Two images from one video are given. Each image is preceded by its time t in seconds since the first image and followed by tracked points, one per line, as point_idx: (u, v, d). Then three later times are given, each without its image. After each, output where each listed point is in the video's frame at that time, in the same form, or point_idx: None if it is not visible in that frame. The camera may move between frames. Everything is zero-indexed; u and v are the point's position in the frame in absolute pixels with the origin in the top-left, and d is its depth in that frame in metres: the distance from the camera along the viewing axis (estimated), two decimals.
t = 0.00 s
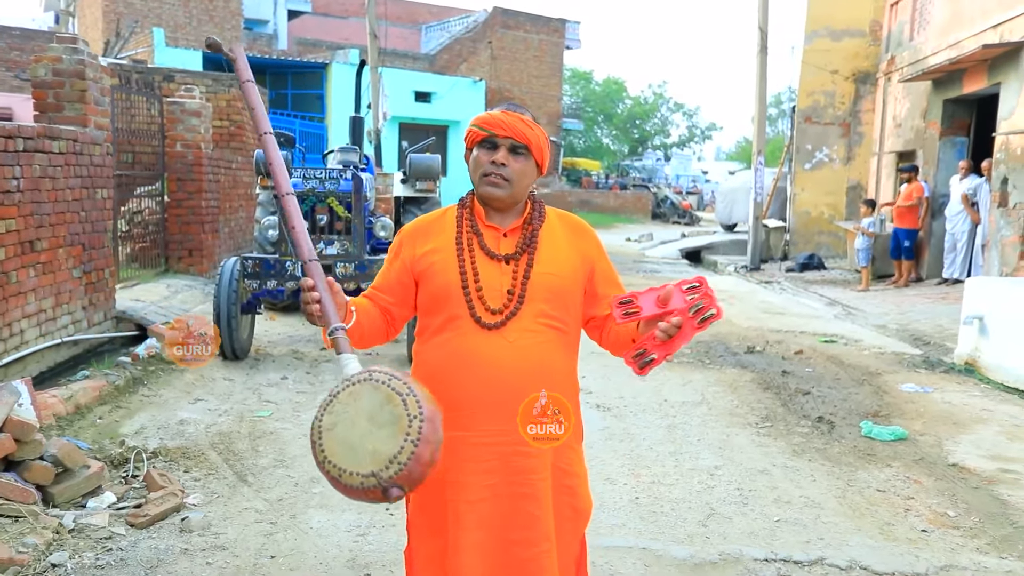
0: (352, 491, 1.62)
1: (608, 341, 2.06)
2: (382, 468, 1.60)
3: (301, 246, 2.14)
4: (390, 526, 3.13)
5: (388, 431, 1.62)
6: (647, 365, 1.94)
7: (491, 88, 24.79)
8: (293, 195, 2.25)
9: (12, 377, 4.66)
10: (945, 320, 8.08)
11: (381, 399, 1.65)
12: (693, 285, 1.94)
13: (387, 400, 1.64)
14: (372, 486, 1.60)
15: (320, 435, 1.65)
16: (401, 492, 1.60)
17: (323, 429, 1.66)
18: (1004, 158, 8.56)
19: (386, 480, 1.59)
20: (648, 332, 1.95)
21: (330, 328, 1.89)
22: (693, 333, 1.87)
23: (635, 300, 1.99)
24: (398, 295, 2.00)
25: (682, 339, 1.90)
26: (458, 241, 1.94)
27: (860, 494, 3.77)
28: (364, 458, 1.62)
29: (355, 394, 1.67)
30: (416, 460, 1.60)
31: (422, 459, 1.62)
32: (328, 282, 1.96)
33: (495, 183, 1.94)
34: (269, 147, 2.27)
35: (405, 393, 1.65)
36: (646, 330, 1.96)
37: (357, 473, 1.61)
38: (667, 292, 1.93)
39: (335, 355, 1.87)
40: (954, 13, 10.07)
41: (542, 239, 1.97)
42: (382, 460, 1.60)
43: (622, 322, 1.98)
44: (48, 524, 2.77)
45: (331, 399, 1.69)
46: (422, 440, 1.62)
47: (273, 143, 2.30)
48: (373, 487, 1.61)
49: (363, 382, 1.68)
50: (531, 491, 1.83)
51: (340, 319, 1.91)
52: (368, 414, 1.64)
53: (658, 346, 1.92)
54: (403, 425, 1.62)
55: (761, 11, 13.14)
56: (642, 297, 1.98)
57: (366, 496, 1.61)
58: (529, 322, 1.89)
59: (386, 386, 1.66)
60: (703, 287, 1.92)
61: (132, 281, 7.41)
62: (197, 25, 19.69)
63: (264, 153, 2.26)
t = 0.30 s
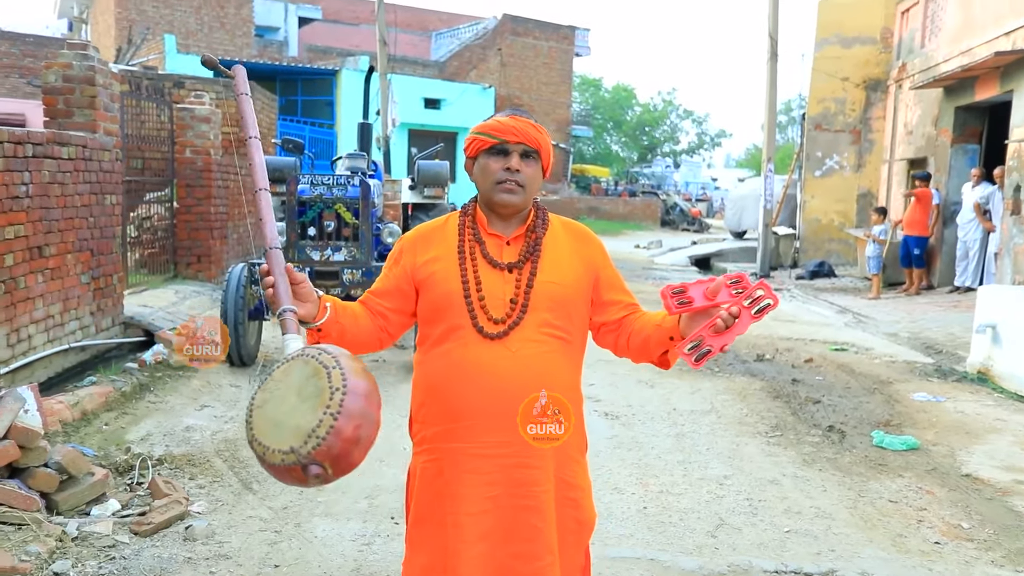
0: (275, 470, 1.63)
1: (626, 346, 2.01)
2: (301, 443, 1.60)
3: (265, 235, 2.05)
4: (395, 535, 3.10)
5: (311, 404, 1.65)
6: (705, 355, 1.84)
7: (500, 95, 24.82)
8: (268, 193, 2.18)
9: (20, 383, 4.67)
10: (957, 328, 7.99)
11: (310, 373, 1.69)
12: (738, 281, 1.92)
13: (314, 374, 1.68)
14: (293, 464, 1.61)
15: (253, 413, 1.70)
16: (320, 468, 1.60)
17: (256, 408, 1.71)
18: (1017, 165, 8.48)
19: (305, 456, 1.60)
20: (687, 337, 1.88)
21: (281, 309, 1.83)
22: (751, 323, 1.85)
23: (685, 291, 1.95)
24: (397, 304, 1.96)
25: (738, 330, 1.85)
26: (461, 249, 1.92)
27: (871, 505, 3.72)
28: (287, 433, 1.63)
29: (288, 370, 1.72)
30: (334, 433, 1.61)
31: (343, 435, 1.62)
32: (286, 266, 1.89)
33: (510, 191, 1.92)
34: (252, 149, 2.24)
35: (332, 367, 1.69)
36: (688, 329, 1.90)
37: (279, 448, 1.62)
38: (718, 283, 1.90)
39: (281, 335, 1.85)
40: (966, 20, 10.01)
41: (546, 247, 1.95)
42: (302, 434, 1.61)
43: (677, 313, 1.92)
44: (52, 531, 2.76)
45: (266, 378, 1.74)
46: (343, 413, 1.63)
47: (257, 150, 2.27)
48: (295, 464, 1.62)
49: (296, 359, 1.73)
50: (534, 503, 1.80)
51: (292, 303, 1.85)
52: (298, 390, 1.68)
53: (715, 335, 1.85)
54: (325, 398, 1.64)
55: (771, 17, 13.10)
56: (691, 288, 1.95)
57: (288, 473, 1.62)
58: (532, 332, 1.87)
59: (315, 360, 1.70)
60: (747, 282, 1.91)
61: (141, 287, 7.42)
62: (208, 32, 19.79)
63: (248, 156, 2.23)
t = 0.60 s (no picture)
0: (223, 455, 1.58)
1: (638, 354, 1.95)
2: (250, 428, 1.55)
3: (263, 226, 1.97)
4: (402, 549, 3.07)
5: (265, 389, 1.59)
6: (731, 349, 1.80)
7: (508, 104, 24.87)
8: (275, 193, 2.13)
9: (28, 395, 4.67)
10: (971, 335, 7.91)
11: (270, 359, 1.64)
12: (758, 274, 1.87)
13: (274, 359, 1.63)
14: (239, 449, 1.55)
15: (212, 397, 1.66)
16: (265, 455, 1.54)
17: (216, 394, 1.67)
18: None
19: (251, 441, 1.54)
20: (711, 331, 1.82)
21: (261, 300, 1.78)
22: (775, 312, 1.80)
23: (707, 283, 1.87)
24: (401, 317, 1.93)
25: (763, 320, 1.81)
26: (463, 261, 1.89)
27: (886, 516, 3.66)
28: (238, 419, 1.58)
29: (251, 355, 1.67)
30: (282, 419, 1.55)
31: (292, 424, 1.56)
32: (277, 263, 1.85)
33: (512, 201, 1.90)
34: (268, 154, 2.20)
35: (292, 354, 1.64)
36: (709, 324, 1.84)
37: (228, 433, 1.57)
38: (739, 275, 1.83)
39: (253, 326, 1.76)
40: (976, 25, 9.94)
41: (550, 257, 1.92)
42: (252, 419, 1.56)
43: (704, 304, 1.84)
44: (56, 546, 2.74)
45: (231, 363, 1.70)
46: (294, 401, 1.57)
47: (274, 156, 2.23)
48: (242, 450, 1.56)
49: (261, 345, 1.69)
50: (540, 520, 1.76)
51: (272, 294, 1.80)
52: (256, 375, 1.63)
53: (742, 325, 1.80)
54: (279, 383, 1.59)
55: (779, 24, 13.07)
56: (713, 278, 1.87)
57: (235, 459, 1.57)
58: (536, 344, 1.83)
59: (277, 347, 1.66)
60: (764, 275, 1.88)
61: (150, 298, 7.43)
62: (218, 44, 19.94)
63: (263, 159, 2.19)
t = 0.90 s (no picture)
0: (184, 419, 1.58)
1: (645, 351, 1.90)
2: (212, 393, 1.55)
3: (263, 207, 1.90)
4: (400, 550, 3.04)
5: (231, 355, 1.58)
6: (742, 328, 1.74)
7: (512, 103, 24.85)
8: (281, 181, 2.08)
9: (27, 394, 4.65)
10: (975, 336, 7.86)
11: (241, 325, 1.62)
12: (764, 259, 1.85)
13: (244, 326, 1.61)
14: (200, 414, 1.56)
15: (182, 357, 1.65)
16: (224, 422, 1.54)
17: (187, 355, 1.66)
18: None
19: (212, 407, 1.55)
20: (718, 312, 1.78)
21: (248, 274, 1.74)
22: (786, 289, 1.77)
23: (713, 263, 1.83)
24: (396, 316, 1.90)
25: (773, 298, 1.77)
26: (459, 260, 1.86)
27: (889, 518, 3.62)
28: (201, 383, 1.58)
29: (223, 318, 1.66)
30: (245, 388, 1.55)
31: (255, 392, 1.56)
32: (271, 242, 1.82)
33: (503, 199, 1.87)
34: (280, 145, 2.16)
35: (264, 322, 1.62)
36: (715, 307, 1.80)
37: (190, 397, 1.57)
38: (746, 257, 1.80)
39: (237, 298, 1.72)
40: (982, 23, 9.88)
41: (549, 256, 1.89)
42: (215, 385, 1.55)
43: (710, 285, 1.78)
44: (51, 546, 2.72)
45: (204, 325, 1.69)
46: (260, 369, 1.57)
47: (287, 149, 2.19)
48: (203, 416, 1.56)
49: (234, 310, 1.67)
50: (538, 525, 1.73)
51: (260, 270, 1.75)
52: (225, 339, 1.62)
53: (751, 304, 1.76)
54: (246, 351, 1.58)
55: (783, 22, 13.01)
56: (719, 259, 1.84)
57: (195, 424, 1.57)
58: (535, 345, 1.80)
59: (251, 313, 1.64)
60: (771, 260, 1.85)
61: (151, 296, 7.42)
62: (221, 42, 19.92)
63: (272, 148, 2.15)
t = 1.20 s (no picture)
0: (177, 410, 1.54)
1: (649, 351, 1.88)
2: (204, 381, 1.51)
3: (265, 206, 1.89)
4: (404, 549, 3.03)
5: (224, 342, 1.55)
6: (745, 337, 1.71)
7: (517, 100, 24.82)
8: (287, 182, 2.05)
9: (32, 392, 4.66)
10: (983, 333, 7.81)
11: (237, 314, 1.60)
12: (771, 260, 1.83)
13: (239, 313, 1.58)
14: (192, 404, 1.52)
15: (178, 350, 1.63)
16: (215, 411, 1.50)
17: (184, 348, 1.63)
18: None
19: (204, 394, 1.50)
20: (722, 319, 1.75)
21: (249, 269, 1.72)
22: (791, 297, 1.75)
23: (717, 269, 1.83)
24: (397, 316, 1.88)
25: (779, 305, 1.73)
26: (460, 259, 1.85)
27: (896, 517, 3.59)
28: (195, 372, 1.54)
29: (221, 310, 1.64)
30: (238, 374, 1.51)
31: (248, 379, 1.52)
32: (274, 241, 1.80)
33: (506, 197, 1.85)
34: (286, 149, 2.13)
35: (259, 310, 1.59)
36: (720, 314, 1.77)
37: (183, 387, 1.54)
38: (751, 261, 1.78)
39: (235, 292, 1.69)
40: (990, 18, 9.80)
41: (551, 255, 1.87)
42: (207, 372, 1.52)
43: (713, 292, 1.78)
44: (54, 545, 2.72)
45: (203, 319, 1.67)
46: (253, 356, 1.53)
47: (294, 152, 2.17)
48: (196, 405, 1.52)
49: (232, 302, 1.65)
50: (539, 527, 1.72)
51: (261, 266, 1.73)
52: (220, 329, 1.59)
53: (755, 312, 1.73)
54: (239, 337, 1.55)
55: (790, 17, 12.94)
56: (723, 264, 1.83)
57: (187, 414, 1.52)
58: (536, 347, 1.78)
59: (247, 304, 1.62)
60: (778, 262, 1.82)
61: (156, 294, 7.42)
62: (226, 40, 19.90)
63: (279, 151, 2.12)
